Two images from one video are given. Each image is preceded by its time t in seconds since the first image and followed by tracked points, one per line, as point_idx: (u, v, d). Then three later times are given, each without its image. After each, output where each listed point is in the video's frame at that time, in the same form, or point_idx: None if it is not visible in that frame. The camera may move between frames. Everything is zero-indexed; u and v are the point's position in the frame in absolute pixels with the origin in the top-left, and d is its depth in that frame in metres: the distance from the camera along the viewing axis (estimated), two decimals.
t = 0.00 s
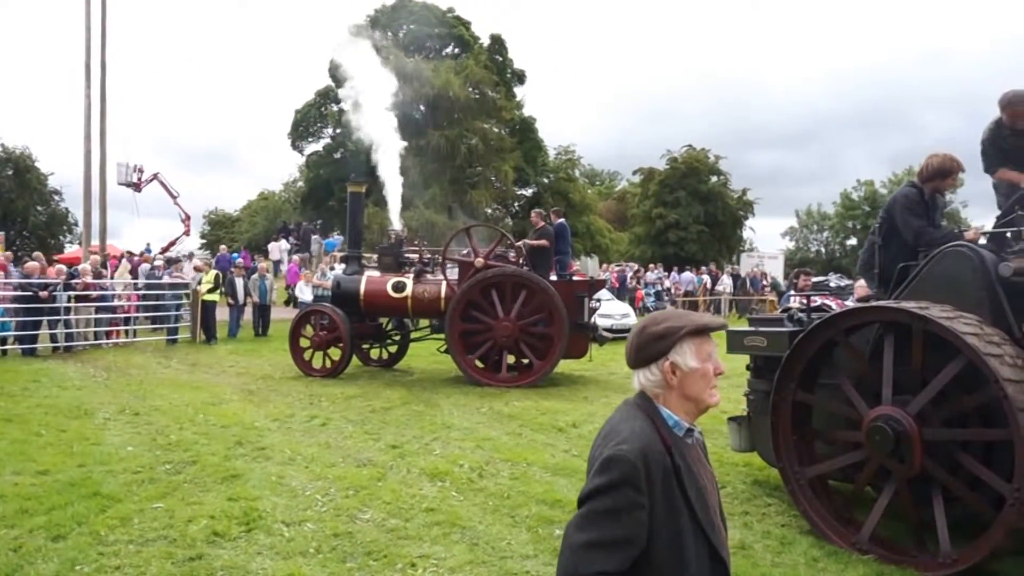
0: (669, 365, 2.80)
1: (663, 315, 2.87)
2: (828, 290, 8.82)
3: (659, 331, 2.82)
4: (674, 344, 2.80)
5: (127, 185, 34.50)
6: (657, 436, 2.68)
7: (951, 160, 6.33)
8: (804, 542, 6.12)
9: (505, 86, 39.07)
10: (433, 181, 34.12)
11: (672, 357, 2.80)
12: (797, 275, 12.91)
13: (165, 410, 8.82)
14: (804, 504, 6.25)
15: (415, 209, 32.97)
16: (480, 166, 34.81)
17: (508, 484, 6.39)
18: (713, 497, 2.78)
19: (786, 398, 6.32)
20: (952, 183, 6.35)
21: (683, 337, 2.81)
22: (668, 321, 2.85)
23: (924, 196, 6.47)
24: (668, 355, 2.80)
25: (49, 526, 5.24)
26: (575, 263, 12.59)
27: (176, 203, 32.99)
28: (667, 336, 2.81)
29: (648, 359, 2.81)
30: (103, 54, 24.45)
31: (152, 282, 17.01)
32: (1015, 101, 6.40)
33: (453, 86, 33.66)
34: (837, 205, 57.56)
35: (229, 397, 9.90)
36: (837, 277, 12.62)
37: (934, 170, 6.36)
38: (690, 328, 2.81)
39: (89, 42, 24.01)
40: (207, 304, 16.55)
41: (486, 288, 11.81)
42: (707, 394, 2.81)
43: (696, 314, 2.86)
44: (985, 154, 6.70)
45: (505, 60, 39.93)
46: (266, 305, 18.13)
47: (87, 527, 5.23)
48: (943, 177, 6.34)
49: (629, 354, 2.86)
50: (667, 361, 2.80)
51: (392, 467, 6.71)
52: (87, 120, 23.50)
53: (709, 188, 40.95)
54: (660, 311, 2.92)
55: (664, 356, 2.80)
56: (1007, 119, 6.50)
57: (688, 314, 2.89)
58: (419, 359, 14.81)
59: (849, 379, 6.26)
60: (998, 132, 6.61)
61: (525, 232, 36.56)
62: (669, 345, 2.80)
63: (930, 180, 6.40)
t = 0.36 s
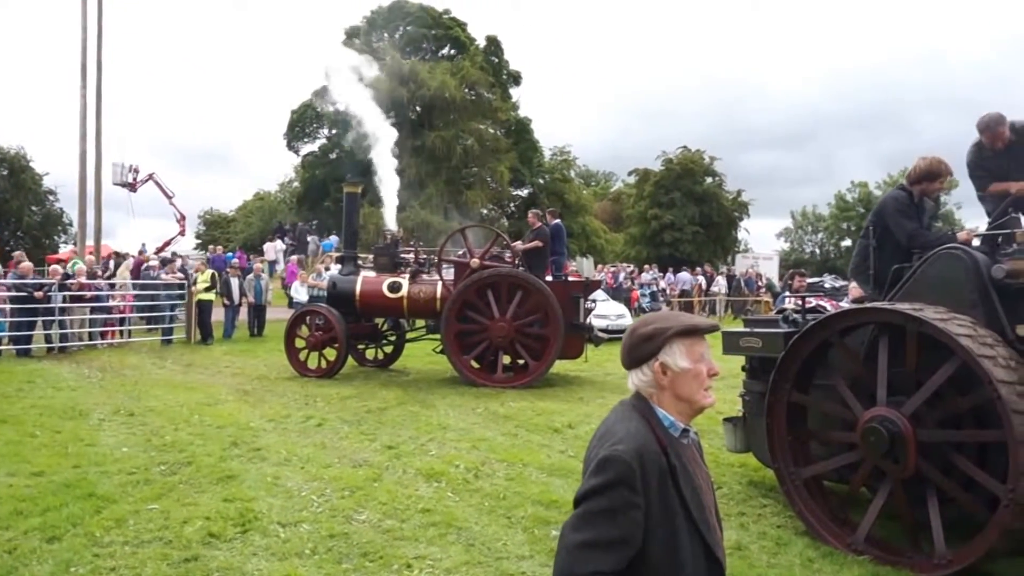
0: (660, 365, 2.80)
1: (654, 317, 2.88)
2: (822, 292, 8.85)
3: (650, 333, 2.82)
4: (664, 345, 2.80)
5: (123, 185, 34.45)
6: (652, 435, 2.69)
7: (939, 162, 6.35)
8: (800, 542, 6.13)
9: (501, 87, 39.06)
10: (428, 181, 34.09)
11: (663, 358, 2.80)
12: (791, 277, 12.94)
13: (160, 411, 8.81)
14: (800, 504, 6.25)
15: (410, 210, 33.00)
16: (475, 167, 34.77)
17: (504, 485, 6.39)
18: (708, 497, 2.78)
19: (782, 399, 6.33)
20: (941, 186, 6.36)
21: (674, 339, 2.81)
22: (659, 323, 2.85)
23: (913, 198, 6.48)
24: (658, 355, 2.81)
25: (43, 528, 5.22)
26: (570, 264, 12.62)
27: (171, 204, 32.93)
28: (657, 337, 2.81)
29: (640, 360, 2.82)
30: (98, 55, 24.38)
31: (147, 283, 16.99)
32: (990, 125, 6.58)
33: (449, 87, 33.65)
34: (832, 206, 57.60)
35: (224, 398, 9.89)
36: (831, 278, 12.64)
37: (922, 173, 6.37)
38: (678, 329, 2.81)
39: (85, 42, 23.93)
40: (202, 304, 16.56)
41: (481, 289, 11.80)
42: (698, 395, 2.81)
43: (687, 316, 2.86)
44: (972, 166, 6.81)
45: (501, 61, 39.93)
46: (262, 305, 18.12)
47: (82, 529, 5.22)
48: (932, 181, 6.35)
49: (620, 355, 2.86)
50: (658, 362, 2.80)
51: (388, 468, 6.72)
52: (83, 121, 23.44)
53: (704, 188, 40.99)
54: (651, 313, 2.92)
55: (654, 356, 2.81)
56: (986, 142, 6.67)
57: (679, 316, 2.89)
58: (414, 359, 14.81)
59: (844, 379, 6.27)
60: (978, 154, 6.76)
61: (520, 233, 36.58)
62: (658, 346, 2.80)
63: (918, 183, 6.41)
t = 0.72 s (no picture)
0: (653, 367, 2.80)
1: (649, 319, 2.88)
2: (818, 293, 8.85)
3: (644, 335, 2.82)
4: (658, 346, 2.80)
5: (118, 185, 34.38)
6: (650, 437, 2.68)
7: (935, 167, 6.38)
8: (796, 544, 6.13)
9: (497, 88, 39.05)
10: (424, 182, 34.06)
11: (657, 361, 2.80)
12: (787, 278, 12.93)
13: (155, 411, 8.79)
14: (796, 506, 6.26)
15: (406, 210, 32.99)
16: (471, 168, 34.76)
17: (500, 486, 6.38)
18: (706, 498, 2.77)
19: (778, 400, 6.34)
20: (936, 191, 6.38)
21: (667, 340, 2.80)
22: (653, 325, 2.85)
23: (909, 202, 6.50)
24: (652, 357, 2.81)
25: (38, 529, 5.21)
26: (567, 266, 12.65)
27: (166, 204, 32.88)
28: (651, 339, 2.81)
29: (634, 361, 2.82)
30: (94, 55, 24.33)
31: (142, 283, 16.96)
32: (1003, 107, 6.52)
33: (445, 88, 33.63)
34: (826, 208, 57.69)
35: (219, 399, 9.87)
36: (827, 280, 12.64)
37: (917, 178, 6.40)
38: (672, 331, 2.81)
39: (80, 43, 23.88)
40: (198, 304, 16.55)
41: (478, 290, 11.79)
42: (694, 396, 2.80)
43: (682, 317, 2.85)
44: (977, 155, 6.78)
45: (497, 62, 39.93)
46: (257, 306, 18.10)
47: (78, 530, 5.20)
48: (928, 186, 6.38)
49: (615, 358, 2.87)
50: (652, 364, 2.80)
51: (383, 469, 6.71)
52: (78, 121, 23.39)
53: (700, 190, 41.03)
54: (648, 316, 2.92)
55: (648, 358, 2.81)
56: (998, 124, 6.60)
57: (674, 318, 2.88)
58: (409, 360, 14.79)
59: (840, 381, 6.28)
60: (988, 136, 6.71)
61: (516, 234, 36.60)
62: (652, 348, 2.81)
63: (914, 187, 6.44)
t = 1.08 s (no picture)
0: (649, 369, 2.80)
1: (647, 320, 2.87)
2: (813, 294, 8.86)
3: (642, 335, 2.82)
4: (654, 348, 2.80)
5: (113, 185, 34.29)
6: (648, 438, 2.68)
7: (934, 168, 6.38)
8: (792, 545, 6.13)
9: (493, 89, 39.03)
10: (420, 182, 34.01)
11: (654, 363, 2.80)
12: (782, 280, 12.94)
13: (150, 412, 8.77)
14: (793, 507, 6.26)
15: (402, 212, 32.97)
16: (467, 169, 34.75)
17: (496, 487, 6.37)
18: (705, 499, 2.77)
19: (774, 402, 6.34)
20: (935, 193, 6.39)
21: (664, 342, 2.80)
22: (651, 326, 2.84)
23: (907, 202, 6.49)
24: (649, 359, 2.81)
25: (33, 531, 5.19)
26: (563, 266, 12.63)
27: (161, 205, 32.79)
28: (648, 341, 2.81)
29: (632, 362, 2.82)
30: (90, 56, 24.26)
31: (138, 284, 16.93)
32: (992, 107, 6.53)
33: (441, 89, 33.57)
34: (822, 210, 57.79)
35: (215, 400, 9.85)
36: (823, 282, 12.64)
37: (917, 179, 6.40)
38: (669, 333, 2.80)
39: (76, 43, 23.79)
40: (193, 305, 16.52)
41: (474, 291, 11.78)
42: (691, 399, 2.79)
43: (678, 319, 2.85)
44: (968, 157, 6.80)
45: (493, 64, 39.92)
46: (252, 307, 18.09)
47: (72, 532, 5.18)
48: (927, 187, 6.38)
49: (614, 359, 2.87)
50: (649, 365, 2.80)
51: (380, 470, 6.70)
52: (74, 121, 23.31)
53: (696, 191, 41.07)
54: (646, 317, 2.91)
55: (646, 360, 2.81)
56: (986, 126, 6.62)
57: (672, 319, 2.88)
58: (404, 361, 14.78)
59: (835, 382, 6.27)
60: (978, 137, 6.73)
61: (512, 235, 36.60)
62: (649, 349, 2.80)
63: (913, 188, 6.43)
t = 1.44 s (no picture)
0: (645, 370, 2.79)
1: (643, 321, 2.87)
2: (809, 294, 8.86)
3: (638, 337, 2.81)
4: (649, 348, 2.79)
5: (109, 186, 34.21)
6: (645, 439, 2.67)
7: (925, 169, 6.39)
8: (787, 546, 6.12)
9: (490, 90, 39.03)
10: (416, 183, 33.98)
11: (650, 363, 2.79)
12: (778, 281, 12.94)
13: (145, 414, 8.75)
14: (788, 507, 6.25)
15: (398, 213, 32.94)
16: (463, 170, 34.74)
17: (492, 488, 6.36)
18: (701, 500, 2.75)
19: (770, 402, 6.33)
20: (927, 193, 6.40)
21: (659, 343, 2.79)
22: (647, 326, 2.83)
23: (900, 202, 6.49)
24: (645, 360, 2.80)
25: (27, 533, 5.17)
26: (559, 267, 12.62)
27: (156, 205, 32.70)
28: (643, 342, 2.80)
29: (629, 363, 2.81)
30: (85, 56, 24.20)
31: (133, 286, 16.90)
32: (972, 134, 6.60)
33: (438, 90, 33.56)
34: (818, 211, 57.84)
35: (210, 401, 9.82)
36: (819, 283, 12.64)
37: (908, 179, 6.41)
38: (665, 334, 2.79)
39: (71, 44, 23.73)
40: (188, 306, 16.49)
41: (470, 292, 11.75)
42: (686, 400, 2.78)
43: (674, 320, 2.84)
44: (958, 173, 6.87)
45: (490, 65, 39.93)
46: (248, 308, 18.06)
47: (67, 534, 5.16)
48: (918, 187, 6.39)
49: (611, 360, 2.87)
50: (645, 367, 2.79)
51: (375, 471, 6.68)
52: (69, 122, 23.25)
53: (692, 192, 41.08)
54: (642, 318, 2.90)
55: (641, 361, 2.80)
56: (969, 151, 6.71)
57: (668, 320, 2.87)
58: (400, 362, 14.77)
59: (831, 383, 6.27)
60: (964, 161, 6.81)
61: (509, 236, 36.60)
62: (644, 351, 2.80)
63: (905, 189, 6.44)
